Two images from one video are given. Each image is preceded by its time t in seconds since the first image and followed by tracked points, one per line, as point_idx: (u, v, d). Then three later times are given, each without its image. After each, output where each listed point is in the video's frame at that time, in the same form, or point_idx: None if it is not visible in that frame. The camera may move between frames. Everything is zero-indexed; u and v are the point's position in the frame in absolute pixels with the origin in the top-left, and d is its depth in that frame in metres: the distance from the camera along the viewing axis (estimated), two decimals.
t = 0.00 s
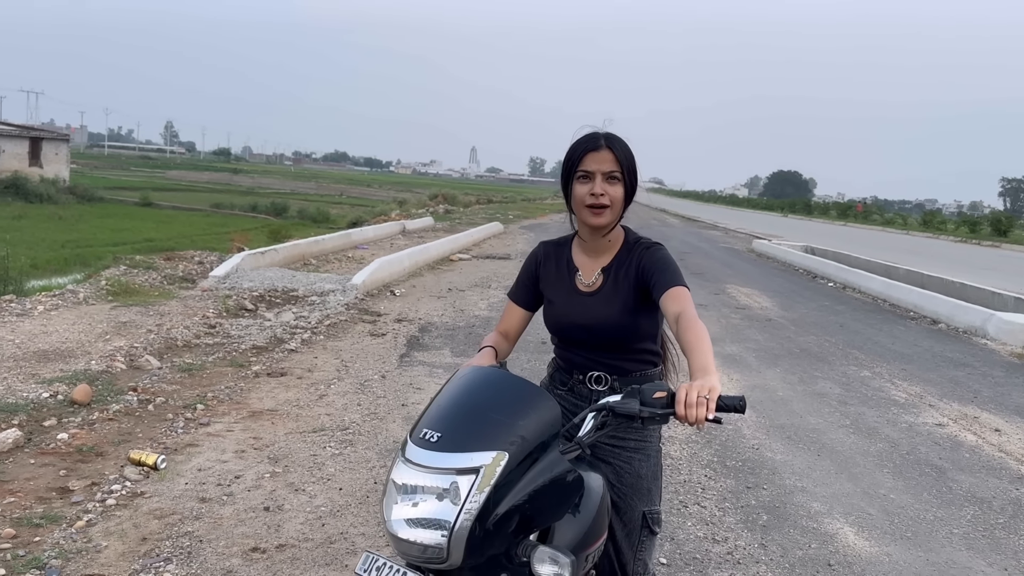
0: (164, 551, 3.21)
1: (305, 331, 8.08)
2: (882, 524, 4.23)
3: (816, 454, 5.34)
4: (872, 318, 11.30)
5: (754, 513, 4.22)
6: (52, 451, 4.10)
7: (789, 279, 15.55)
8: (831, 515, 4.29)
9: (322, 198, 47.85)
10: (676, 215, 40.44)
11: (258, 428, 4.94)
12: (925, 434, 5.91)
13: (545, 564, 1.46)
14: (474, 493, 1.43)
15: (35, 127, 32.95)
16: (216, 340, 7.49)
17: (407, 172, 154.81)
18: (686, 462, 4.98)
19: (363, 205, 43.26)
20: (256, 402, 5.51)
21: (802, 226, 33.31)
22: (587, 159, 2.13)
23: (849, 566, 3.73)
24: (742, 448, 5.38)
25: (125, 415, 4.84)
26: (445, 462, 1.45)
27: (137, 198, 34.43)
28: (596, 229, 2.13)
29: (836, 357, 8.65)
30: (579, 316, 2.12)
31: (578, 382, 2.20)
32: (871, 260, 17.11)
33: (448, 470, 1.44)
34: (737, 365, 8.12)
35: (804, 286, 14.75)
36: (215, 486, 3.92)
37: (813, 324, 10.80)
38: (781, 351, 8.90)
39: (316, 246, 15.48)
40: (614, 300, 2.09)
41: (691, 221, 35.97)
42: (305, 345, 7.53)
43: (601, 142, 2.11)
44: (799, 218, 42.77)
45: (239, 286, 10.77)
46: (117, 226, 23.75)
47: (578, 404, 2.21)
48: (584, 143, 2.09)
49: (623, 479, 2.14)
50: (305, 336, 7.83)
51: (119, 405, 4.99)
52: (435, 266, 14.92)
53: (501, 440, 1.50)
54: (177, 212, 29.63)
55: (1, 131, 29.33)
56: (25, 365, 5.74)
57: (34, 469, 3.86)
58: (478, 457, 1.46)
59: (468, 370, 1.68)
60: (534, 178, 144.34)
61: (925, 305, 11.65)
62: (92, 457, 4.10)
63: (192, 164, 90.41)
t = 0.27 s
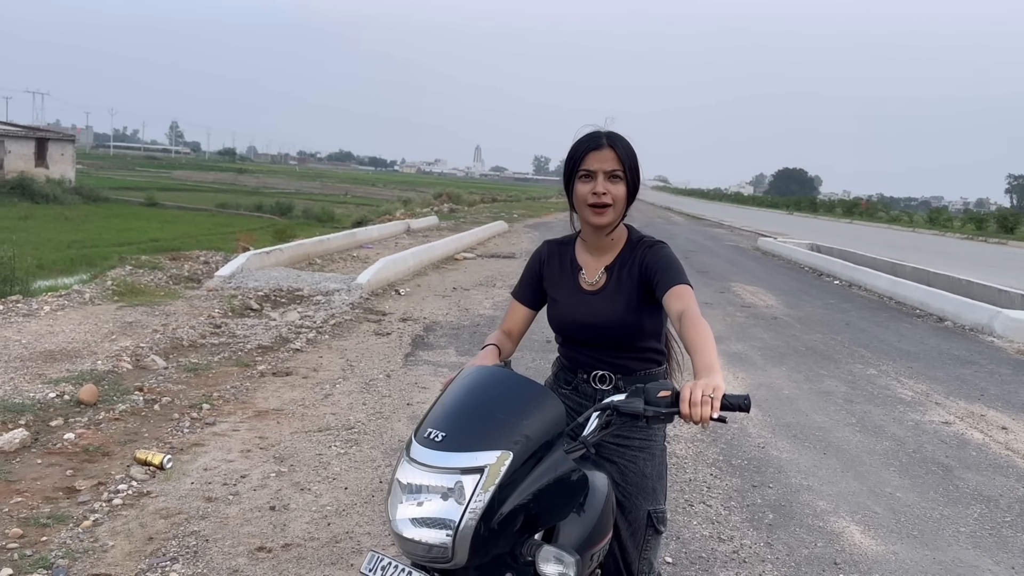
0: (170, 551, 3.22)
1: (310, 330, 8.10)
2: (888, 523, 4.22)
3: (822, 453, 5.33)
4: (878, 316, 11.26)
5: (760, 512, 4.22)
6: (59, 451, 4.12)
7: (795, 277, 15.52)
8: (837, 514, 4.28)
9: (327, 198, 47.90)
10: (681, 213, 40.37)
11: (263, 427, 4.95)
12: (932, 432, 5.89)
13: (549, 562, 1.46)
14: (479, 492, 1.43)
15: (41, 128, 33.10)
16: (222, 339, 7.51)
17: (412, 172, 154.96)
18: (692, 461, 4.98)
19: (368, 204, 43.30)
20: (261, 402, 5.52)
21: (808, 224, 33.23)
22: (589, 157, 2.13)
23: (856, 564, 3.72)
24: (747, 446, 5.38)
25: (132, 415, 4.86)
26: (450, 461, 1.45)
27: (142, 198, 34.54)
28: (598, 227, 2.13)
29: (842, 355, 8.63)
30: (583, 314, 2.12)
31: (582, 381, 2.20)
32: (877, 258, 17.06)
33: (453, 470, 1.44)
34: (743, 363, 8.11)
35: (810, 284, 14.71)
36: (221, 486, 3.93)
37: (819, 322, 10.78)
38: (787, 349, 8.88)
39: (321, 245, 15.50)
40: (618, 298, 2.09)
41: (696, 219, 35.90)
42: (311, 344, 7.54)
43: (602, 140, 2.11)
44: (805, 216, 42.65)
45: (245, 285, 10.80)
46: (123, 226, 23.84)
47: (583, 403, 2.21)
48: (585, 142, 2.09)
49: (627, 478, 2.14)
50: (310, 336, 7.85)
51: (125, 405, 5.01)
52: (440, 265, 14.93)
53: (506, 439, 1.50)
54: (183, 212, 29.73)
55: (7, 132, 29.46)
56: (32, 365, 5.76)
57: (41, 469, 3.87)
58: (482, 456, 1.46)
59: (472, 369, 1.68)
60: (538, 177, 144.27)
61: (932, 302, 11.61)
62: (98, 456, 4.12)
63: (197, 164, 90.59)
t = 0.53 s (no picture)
0: (179, 549, 3.24)
1: (318, 329, 8.13)
2: (897, 521, 4.20)
3: (831, 451, 5.31)
4: (887, 314, 11.21)
5: (769, 510, 4.21)
6: (69, 449, 4.14)
7: (804, 275, 15.47)
8: (846, 513, 4.27)
9: (335, 197, 47.95)
10: (689, 211, 40.26)
11: (272, 425, 4.97)
12: (941, 431, 5.86)
13: (556, 561, 1.47)
14: (485, 490, 1.43)
15: (50, 128, 33.32)
16: (230, 338, 7.54)
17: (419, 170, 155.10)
18: (700, 459, 4.98)
19: (376, 203, 43.36)
20: (270, 400, 5.54)
21: (817, 222, 33.09)
22: (594, 157, 2.13)
23: (864, 563, 3.71)
24: (755, 444, 5.38)
25: (141, 414, 4.90)
26: (456, 460, 1.45)
27: (151, 198, 34.73)
28: (605, 227, 2.12)
29: (851, 354, 8.60)
30: (589, 314, 2.12)
31: (589, 379, 2.20)
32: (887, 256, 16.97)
33: (459, 469, 1.45)
34: (751, 362, 8.11)
35: (819, 282, 14.65)
36: (229, 484, 3.95)
37: (828, 320, 10.74)
38: (795, 348, 8.86)
39: (329, 244, 15.55)
40: (624, 298, 2.09)
41: (705, 217, 35.78)
42: (319, 343, 7.56)
43: (608, 140, 2.11)
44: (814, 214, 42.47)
45: (254, 284, 10.84)
46: (132, 225, 23.96)
47: (589, 402, 2.20)
48: (591, 141, 2.09)
49: (634, 476, 2.14)
50: (318, 334, 7.87)
51: (135, 404, 5.04)
52: (448, 264, 14.95)
53: (512, 438, 1.50)
54: (191, 211, 29.86)
55: (17, 132, 29.65)
56: (42, 364, 5.81)
57: (51, 467, 3.90)
58: (489, 455, 1.46)
59: (478, 368, 1.68)
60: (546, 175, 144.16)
61: (941, 300, 11.55)
62: (108, 455, 4.15)
63: (206, 163, 90.88)
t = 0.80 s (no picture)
0: (188, 545, 3.26)
1: (328, 327, 8.16)
2: (906, 521, 4.18)
3: (840, 450, 5.29)
4: (899, 313, 11.14)
5: (777, 509, 4.20)
6: (80, 447, 4.19)
7: (816, 273, 15.39)
8: (854, 512, 4.25)
9: (346, 196, 48.07)
10: (701, 209, 40.10)
11: (281, 423, 5.00)
12: (952, 430, 5.82)
13: (558, 559, 1.47)
14: (487, 488, 1.44)
15: (65, 127, 33.61)
16: (241, 336, 7.59)
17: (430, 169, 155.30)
18: (708, 458, 4.97)
19: (387, 202, 43.48)
20: (280, 398, 5.57)
21: (829, 220, 32.92)
22: (599, 155, 2.12)
23: (872, 562, 3.69)
24: (765, 444, 5.37)
25: (152, 411, 4.94)
26: (458, 458, 1.46)
27: (164, 196, 34.99)
28: (609, 226, 2.12)
29: (862, 352, 8.55)
30: (594, 312, 2.12)
31: (594, 378, 2.20)
32: (900, 254, 16.86)
33: (461, 466, 1.45)
34: (761, 360, 8.08)
35: (832, 280, 14.58)
36: (239, 481, 3.98)
37: (840, 319, 10.68)
38: (806, 346, 8.82)
39: (340, 243, 15.61)
40: (629, 296, 2.09)
41: (717, 215, 35.64)
42: (329, 341, 7.59)
43: (613, 138, 2.10)
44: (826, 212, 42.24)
45: (265, 283, 10.90)
46: (145, 224, 24.12)
47: (594, 400, 2.21)
48: (596, 140, 2.07)
49: (639, 475, 2.14)
50: (328, 333, 7.91)
51: (146, 401, 5.09)
52: (458, 262, 14.97)
53: (514, 436, 1.50)
54: (204, 209, 30.05)
55: (31, 131, 29.92)
56: (55, 361, 5.87)
57: (62, 464, 3.94)
58: (491, 453, 1.46)
59: (480, 366, 1.68)
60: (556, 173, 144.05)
61: (954, 299, 11.46)
62: (119, 452, 4.19)
63: (218, 162, 91.33)
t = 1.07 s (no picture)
0: (195, 536, 3.31)
1: (340, 322, 8.22)
2: (914, 516, 4.16)
3: (849, 446, 5.27)
4: (914, 309, 11.05)
5: (783, 504, 4.20)
6: (92, 439, 4.26)
7: (831, 270, 15.29)
8: (861, 507, 4.24)
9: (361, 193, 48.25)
10: (716, 206, 39.89)
11: (291, 417, 5.04)
12: (964, 426, 5.78)
13: (546, 546, 1.49)
14: (475, 476, 1.45)
15: (84, 126, 33.98)
16: (254, 331, 7.66)
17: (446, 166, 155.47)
18: (716, 453, 4.97)
19: (402, 199, 43.61)
20: (290, 392, 5.62)
21: (846, 216, 32.67)
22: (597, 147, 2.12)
23: (878, 557, 3.68)
24: (773, 439, 5.36)
25: (163, 405, 5.01)
26: (447, 446, 1.47)
27: (182, 194, 35.33)
28: (607, 218, 2.13)
29: (875, 348, 8.50)
30: (591, 304, 2.13)
31: (591, 370, 2.21)
32: (917, 250, 16.71)
33: (450, 454, 1.47)
34: (773, 356, 8.05)
35: (847, 277, 14.47)
36: (247, 473, 4.03)
37: (853, 315, 10.62)
38: (818, 342, 8.78)
39: (354, 240, 15.68)
40: (626, 287, 2.09)
41: (732, 211, 35.45)
42: (340, 336, 7.65)
43: (610, 131, 2.10)
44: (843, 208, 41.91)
45: (278, 279, 10.98)
46: (162, 221, 24.34)
47: (591, 392, 2.22)
48: (593, 132, 2.08)
49: (635, 466, 2.15)
50: (340, 328, 7.96)
51: (157, 395, 5.16)
52: (471, 258, 15.01)
53: (503, 425, 1.52)
54: (220, 207, 30.31)
55: (51, 130, 30.28)
56: (69, 356, 5.96)
57: (74, 456, 4.01)
58: (479, 441, 1.48)
59: (473, 356, 1.70)
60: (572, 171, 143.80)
61: (970, 295, 11.35)
62: (130, 445, 4.26)
63: (235, 160, 91.92)
